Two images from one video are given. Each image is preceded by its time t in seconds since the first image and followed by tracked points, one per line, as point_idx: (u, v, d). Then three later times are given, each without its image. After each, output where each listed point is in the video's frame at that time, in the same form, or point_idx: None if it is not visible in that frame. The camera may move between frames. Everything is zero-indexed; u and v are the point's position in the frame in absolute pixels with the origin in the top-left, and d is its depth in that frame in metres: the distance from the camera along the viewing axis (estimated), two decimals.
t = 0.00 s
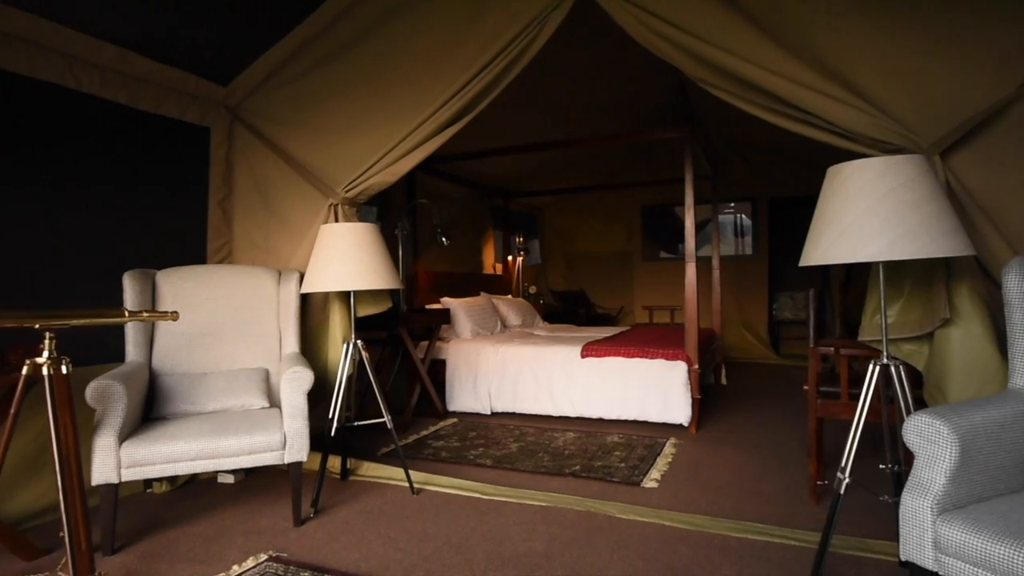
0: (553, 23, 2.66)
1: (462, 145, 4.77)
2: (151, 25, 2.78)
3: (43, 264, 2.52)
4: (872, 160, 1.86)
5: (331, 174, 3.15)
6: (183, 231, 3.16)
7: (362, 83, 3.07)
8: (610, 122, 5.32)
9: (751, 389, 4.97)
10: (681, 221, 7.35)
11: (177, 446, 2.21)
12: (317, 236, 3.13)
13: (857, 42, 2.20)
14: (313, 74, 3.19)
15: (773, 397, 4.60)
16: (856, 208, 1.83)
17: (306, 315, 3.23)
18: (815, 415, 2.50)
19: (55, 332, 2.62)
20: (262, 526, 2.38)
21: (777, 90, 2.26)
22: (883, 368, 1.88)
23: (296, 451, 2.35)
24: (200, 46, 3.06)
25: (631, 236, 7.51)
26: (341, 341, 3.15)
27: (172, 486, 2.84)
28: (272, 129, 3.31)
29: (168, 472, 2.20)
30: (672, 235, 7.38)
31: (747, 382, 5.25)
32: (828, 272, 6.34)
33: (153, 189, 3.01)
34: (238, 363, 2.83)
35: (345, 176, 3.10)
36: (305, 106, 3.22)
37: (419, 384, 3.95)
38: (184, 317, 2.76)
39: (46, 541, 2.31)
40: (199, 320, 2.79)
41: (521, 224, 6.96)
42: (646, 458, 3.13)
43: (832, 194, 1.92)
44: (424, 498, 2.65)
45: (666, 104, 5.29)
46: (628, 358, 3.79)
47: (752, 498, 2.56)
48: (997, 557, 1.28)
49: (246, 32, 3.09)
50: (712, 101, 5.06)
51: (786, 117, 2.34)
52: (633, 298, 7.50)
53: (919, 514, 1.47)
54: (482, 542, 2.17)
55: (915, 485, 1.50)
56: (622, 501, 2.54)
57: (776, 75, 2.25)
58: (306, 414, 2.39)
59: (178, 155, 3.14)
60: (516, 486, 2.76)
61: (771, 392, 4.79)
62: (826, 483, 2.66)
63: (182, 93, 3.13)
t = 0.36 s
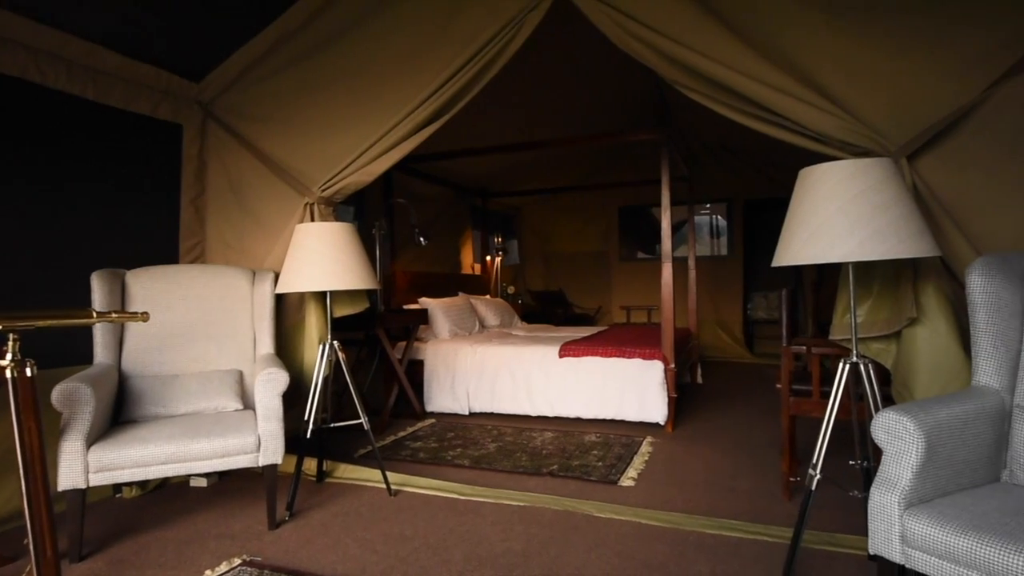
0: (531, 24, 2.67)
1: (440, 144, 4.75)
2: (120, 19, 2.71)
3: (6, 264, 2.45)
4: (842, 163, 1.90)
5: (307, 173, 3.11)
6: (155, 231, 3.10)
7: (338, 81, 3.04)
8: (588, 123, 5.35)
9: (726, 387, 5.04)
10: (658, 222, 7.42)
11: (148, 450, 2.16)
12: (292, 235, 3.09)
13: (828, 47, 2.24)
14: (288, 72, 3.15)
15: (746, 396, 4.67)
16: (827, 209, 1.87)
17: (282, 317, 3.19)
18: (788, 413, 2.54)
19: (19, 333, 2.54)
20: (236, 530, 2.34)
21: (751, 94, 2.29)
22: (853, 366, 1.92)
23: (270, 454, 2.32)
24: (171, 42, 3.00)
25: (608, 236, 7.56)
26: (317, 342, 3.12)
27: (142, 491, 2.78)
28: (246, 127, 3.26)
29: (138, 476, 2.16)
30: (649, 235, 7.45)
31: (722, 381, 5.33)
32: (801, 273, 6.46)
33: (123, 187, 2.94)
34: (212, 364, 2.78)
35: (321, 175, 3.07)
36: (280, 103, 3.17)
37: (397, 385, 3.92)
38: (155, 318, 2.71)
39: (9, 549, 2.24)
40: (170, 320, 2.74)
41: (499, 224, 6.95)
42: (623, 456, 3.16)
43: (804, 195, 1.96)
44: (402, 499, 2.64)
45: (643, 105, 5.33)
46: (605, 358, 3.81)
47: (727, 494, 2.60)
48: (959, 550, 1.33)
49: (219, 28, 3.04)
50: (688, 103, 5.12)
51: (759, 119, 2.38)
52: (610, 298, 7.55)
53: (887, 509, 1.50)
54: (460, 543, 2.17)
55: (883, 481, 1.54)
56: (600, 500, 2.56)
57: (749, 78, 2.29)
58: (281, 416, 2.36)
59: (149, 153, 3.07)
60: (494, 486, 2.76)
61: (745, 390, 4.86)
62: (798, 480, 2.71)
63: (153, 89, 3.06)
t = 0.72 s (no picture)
0: (510, 24, 2.67)
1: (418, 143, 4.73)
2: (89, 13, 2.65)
3: None
4: (814, 165, 1.94)
5: (283, 172, 3.07)
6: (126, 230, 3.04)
7: (315, 78, 3.01)
8: (567, 124, 5.36)
9: (703, 386, 5.10)
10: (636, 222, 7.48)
11: (118, 453, 2.12)
12: (267, 235, 3.05)
13: (800, 51, 2.28)
14: (263, 68, 3.11)
15: (723, 394, 4.74)
16: (800, 211, 1.91)
17: (257, 317, 3.14)
18: (762, 411, 2.58)
19: None
20: (209, 534, 2.30)
21: (725, 96, 2.33)
22: (825, 364, 1.96)
23: (245, 456, 2.29)
24: (143, 36, 2.95)
25: (587, 236, 7.60)
26: (294, 343, 3.08)
27: (112, 496, 2.72)
28: (220, 124, 3.21)
29: (108, 480, 2.11)
30: (627, 236, 7.50)
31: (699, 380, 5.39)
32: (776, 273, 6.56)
33: (92, 185, 2.87)
34: (185, 366, 2.73)
35: (297, 174, 3.03)
36: (255, 101, 3.12)
37: (374, 386, 3.89)
38: (126, 319, 2.65)
39: None
40: (141, 321, 2.68)
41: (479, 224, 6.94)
42: (601, 455, 3.18)
43: (777, 196, 2.00)
44: (379, 501, 2.62)
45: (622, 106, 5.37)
46: (583, 357, 3.83)
47: (703, 492, 2.63)
48: (926, 543, 1.36)
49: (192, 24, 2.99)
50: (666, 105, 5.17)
51: (733, 122, 2.41)
52: (589, 298, 7.59)
53: (857, 504, 1.53)
54: (438, 544, 2.16)
55: (853, 477, 1.57)
56: (578, 499, 2.57)
57: (724, 81, 2.32)
58: (256, 418, 2.32)
59: (119, 150, 3.01)
60: (473, 486, 2.76)
61: (721, 389, 4.92)
62: (772, 477, 2.75)
63: (123, 85, 3.00)
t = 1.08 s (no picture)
0: (485, 24, 2.66)
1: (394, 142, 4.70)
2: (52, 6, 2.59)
3: None
4: (784, 167, 1.98)
5: (255, 170, 3.02)
6: (91, 228, 2.97)
7: (288, 76, 2.97)
8: (543, 124, 5.38)
9: (678, 385, 5.16)
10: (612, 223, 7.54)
11: (82, 458, 2.06)
12: (239, 234, 2.99)
13: (771, 55, 2.32)
14: (235, 65, 3.05)
15: (697, 393, 4.80)
16: (770, 212, 1.94)
17: (229, 318, 3.08)
18: (734, 409, 2.62)
19: None
20: (178, 539, 2.25)
21: (698, 99, 2.36)
22: (794, 363, 2.00)
23: (215, 460, 2.24)
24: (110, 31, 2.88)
25: (564, 237, 7.63)
26: (266, 344, 3.03)
27: (77, 501, 2.64)
28: (191, 121, 3.14)
29: (72, 485, 2.06)
30: (604, 236, 7.56)
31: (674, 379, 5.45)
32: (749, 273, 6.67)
33: (56, 183, 2.80)
34: (154, 367, 2.67)
35: (270, 172, 2.99)
36: (227, 98, 3.07)
37: (350, 387, 3.85)
38: (92, 320, 2.58)
39: None
40: (108, 322, 2.62)
41: (455, 224, 6.93)
42: (578, 454, 3.19)
43: (749, 198, 2.03)
44: (354, 503, 2.60)
45: (597, 108, 5.41)
46: (560, 357, 3.84)
47: (676, 489, 2.66)
48: (892, 536, 1.40)
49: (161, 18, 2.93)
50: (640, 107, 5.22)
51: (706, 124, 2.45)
52: (566, 298, 7.63)
53: (825, 500, 1.56)
54: (414, 545, 2.15)
55: (822, 473, 1.60)
56: (554, 499, 2.58)
57: (697, 83, 2.36)
58: (227, 420, 2.28)
59: (83, 146, 2.94)
60: (450, 487, 2.75)
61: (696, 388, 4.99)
62: (744, 474, 2.80)
63: (88, 80, 2.93)
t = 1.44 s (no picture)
0: (461, 24, 2.66)
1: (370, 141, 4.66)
2: None
3: None
4: (755, 169, 2.01)
5: (226, 168, 2.97)
6: (54, 226, 2.89)
7: (261, 73, 2.92)
8: (519, 125, 5.39)
9: (652, 384, 5.22)
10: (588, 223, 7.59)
11: (46, 463, 2.00)
12: (210, 233, 2.94)
13: (743, 59, 2.35)
14: (206, 61, 3.00)
15: (671, 392, 4.86)
16: (742, 213, 1.98)
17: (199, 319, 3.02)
18: (707, 407, 2.66)
19: None
20: (146, 546, 2.20)
21: (672, 101, 2.39)
22: (765, 362, 2.04)
23: (185, 463, 2.20)
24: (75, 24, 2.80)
25: (540, 237, 7.66)
26: (238, 345, 2.98)
27: (40, 508, 2.57)
28: (159, 117, 3.07)
29: (35, 492, 2.00)
30: (580, 236, 7.60)
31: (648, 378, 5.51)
32: (722, 273, 6.77)
33: (17, 179, 2.71)
34: (121, 370, 2.60)
35: (242, 170, 2.94)
36: (197, 94, 3.01)
37: (324, 388, 3.81)
38: (56, 322, 2.52)
39: None
40: (73, 323, 2.55)
41: (432, 224, 6.90)
42: (554, 454, 3.21)
43: (721, 200, 2.06)
44: (328, 506, 2.57)
45: (573, 109, 5.44)
46: (536, 357, 3.85)
47: (650, 487, 2.69)
48: (858, 530, 1.44)
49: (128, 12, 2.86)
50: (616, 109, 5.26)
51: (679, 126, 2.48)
52: (542, 298, 7.65)
53: (795, 495, 1.59)
54: (389, 547, 2.14)
55: (791, 469, 1.63)
56: (530, 498, 2.59)
57: (671, 86, 2.38)
58: (198, 423, 2.24)
59: (46, 142, 2.86)
60: (425, 488, 2.74)
61: (670, 386, 5.05)
62: (717, 471, 2.84)
63: (52, 74, 2.85)
